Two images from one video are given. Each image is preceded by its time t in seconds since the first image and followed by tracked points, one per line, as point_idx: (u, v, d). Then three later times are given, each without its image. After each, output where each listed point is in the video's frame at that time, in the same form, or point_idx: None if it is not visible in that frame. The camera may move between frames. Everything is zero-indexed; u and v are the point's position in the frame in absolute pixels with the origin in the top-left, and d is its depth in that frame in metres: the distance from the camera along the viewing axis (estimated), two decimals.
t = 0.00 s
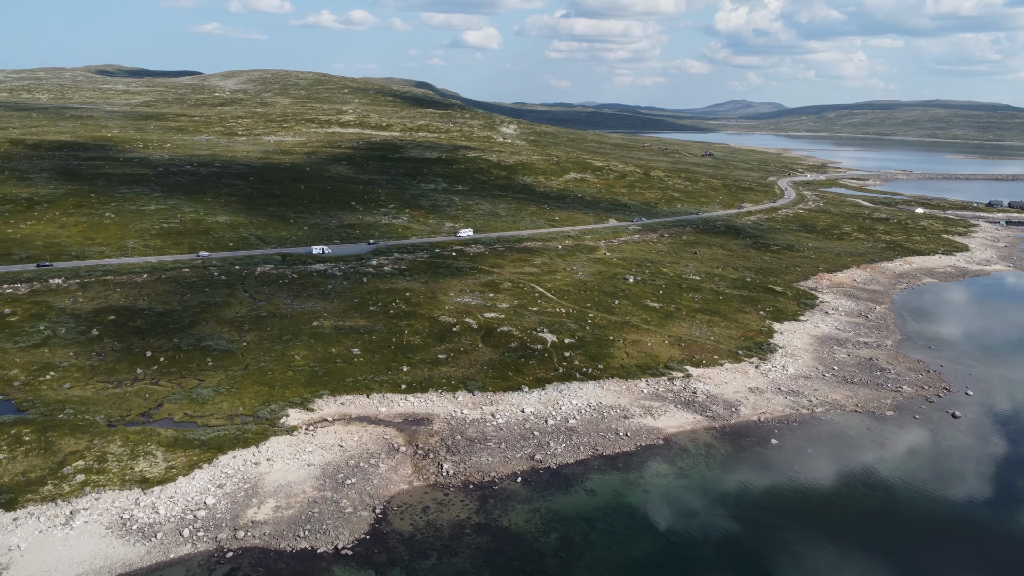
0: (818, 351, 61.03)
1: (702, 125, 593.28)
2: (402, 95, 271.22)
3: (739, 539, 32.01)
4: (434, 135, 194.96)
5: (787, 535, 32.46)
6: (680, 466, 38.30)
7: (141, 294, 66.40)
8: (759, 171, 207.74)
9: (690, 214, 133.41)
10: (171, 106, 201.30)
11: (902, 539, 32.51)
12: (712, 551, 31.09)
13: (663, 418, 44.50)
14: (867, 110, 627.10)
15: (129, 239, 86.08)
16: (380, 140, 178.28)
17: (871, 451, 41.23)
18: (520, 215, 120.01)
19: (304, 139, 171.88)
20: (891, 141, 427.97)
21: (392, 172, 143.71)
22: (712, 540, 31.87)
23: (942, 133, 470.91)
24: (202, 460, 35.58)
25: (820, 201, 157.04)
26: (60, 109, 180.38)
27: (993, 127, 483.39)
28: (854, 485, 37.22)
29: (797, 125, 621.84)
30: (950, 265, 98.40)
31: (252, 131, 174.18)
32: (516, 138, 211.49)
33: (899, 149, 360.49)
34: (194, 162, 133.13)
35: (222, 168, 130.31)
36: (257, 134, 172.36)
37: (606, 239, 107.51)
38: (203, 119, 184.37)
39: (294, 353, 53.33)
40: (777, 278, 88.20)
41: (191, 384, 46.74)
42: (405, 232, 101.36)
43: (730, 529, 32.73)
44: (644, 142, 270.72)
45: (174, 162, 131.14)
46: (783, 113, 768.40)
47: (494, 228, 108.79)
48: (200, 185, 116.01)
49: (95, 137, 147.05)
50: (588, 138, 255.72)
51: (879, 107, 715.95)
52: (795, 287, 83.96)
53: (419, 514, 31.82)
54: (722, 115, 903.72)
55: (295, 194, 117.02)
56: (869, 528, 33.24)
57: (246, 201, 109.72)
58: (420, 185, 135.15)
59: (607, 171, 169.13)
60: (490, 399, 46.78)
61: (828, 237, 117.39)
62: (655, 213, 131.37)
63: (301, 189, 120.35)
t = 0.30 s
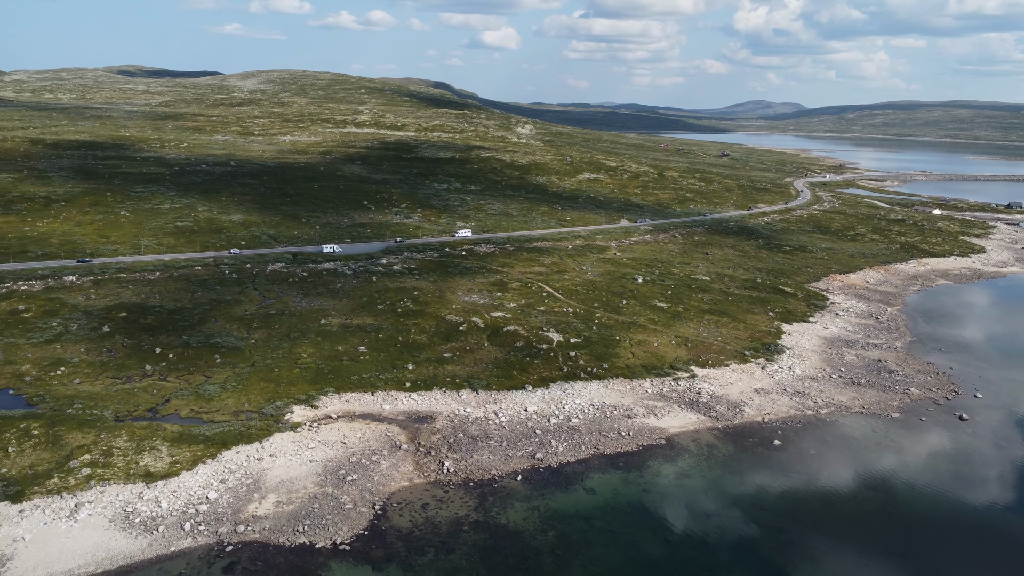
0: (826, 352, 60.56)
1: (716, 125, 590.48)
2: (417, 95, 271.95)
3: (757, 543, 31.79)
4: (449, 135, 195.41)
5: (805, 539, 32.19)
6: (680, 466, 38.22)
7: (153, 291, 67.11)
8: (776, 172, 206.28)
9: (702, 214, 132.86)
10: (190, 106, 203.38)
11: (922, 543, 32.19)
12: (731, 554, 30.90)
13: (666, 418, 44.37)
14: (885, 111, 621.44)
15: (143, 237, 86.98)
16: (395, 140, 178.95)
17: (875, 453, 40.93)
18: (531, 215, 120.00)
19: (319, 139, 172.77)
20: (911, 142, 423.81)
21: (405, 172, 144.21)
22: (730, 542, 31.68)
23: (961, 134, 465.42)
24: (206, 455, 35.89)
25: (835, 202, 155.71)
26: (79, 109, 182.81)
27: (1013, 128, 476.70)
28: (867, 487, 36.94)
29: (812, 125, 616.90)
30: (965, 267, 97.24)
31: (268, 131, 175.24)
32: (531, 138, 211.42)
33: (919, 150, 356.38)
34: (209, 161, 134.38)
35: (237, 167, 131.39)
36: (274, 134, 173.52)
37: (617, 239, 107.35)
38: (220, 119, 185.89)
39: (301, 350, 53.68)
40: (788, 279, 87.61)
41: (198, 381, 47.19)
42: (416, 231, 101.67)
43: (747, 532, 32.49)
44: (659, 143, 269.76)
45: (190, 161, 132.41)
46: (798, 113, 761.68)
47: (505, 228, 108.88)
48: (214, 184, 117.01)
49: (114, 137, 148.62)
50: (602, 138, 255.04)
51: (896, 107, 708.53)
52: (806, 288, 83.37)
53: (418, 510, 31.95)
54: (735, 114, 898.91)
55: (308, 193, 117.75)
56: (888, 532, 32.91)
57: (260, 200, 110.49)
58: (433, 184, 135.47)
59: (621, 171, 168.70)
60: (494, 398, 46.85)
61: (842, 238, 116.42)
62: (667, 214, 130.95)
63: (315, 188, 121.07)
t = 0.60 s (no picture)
0: (834, 354, 60.05)
1: (730, 125, 587.11)
2: (431, 95, 272.38)
3: (772, 546, 31.48)
4: (464, 135, 195.66)
5: (823, 543, 31.84)
6: (682, 466, 38.07)
7: (165, 289, 67.71)
8: (794, 172, 204.67)
9: (714, 215, 132.19)
10: (209, 106, 205.04)
11: (944, 548, 31.75)
12: (746, 557, 30.61)
13: (669, 418, 44.22)
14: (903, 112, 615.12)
15: (157, 236, 87.84)
16: (410, 140, 179.57)
17: (881, 455, 40.52)
18: (543, 215, 119.95)
19: (335, 138, 173.59)
20: (931, 144, 419.40)
21: (419, 171, 144.63)
22: (745, 545, 31.36)
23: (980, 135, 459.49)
24: (209, 451, 36.20)
25: (851, 203, 154.24)
26: (100, 109, 184.94)
27: None
28: (883, 490, 36.57)
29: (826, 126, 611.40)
30: (981, 270, 96.03)
31: (285, 131, 176.14)
32: (545, 138, 211.12)
33: (939, 151, 352.18)
34: (225, 160, 135.49)
35: (251, 166, 132.37)
36: (291, 134, 174.30)
37: (628, 239, 107.12)
38: (237, 119, 187.07)
39: (308, 348, 53.96)
40: (799, 280, 86.95)
41: (206, 377, 47.61)
42: (427, 231, 101.94)
43: (762, 535, 32.19)
44: (675, 143, 268.57)
45: (206, 160, 133.62)
46: (817, 114, 755.15)
47: (515, 228, 108.92)
48: (229, 183, 117.93)
49: (132, 136, 150.08)
50: (616, 137, 254.20)
51: (914, 107, 699.98)
52: (817, 290, 82.69)
53: (417, 507, 32.06)
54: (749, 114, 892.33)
55: (321, 192, 118.39)
56: (910, 537, 32.46)
57: (273, 199, 111.20)
58: (445, 184, 135.75)
59: (635, 172, 168.23)
60: (498, 397, 46.89)
61: (857, 239, 115.33)
62: (680, 214, 130.41)
63: (328, 188, 121.73)
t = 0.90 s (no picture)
0: (842, 355, 59.57)
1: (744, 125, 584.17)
2: (446, 95, 272.73)
3: (792, 549, 31.23)
4: (478, 135, 195.99)
5: (843, 546, 31.51)
6: (683, 466, 37.96)
7: (176, 287, 68.35)
8: (811, 173, 203.14)
9: (727, 216, 131.52)
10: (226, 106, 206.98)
11: (965, 552, 31.43)
12: (765, 559, 30.33)
13: (673, 418, 44.10)
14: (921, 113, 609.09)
15: (170, 234, 88.65)
16: (424, 140, 180.18)
17: (885, 458, 40.20)
18: (555, 215, 119.93)
19: (350, 138, 174.51)
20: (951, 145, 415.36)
21: (432, 171, 145.04)
22: (763, 548, 31.11)
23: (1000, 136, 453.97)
24: (213, 446, 36.53)
25: (867, 204, 152.77)
26: (119, 109, 187.02)
27: None
28: (899, 493, 36.23)
29: (842, 127, 605.92)
30: (997, 272, 94.90)
31: (301, 131, 177.14)
32: (559, 138, 210.92)
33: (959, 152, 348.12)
34: (240, 159, 136.56)
35: (266, 166, 133.34)
36: (307, 134, 175.39)
37: (639, 240, 106.88)
38: (255, 119, 188.42)
39: (315, 346, 54.28)
40: (810, 282, 86.34)
41: (213, 374, 48.04)
42: (439, 230, 102.24)
43: (782, 538, 31.91)
44: (692, 144, 267.12)
45: (221, 160, 134.77)
46: (832, 114, 749.56)
47: (526, 228, 108.98)
48: (243, 182, 118.89)
49: (150, 136, 151.61)
50: (631, 138, 253.31)
51: (932, 108, 691.42)
52: (829, 291, 82.05)
53: (417, 504, 32.20)
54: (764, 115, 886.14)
55: (335, 192, 119.05)
56: (929, 540, 32.15)
57: (287, 199, 111.85)
58: (458, 184, 136.01)
59: (648, 172, 167.73)
60: (501, 395, 46.96)
61: (871, 241, 114.28)
62: (693, 215, 129.89)
63: (341, 187, 122.39)
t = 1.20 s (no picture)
0: (851, 357, 59.03)
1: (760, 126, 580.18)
2: (462, 95, 273.25)
3: (811, 553, 30.96)
4: (494, 136, 196.21)
5: (863, 550, 31.22)
6: (685, 466, 37.83)
7: (189, 284, 69.06)
8: (829, 174, 201.33)
9: (741, 217, 130.81)
10: (245, 106, 209.06)
11: (969, 555, 31.09)
12: (781, 563, 30.06)
13: (677, 418, 43.95)
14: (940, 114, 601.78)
15: (185, 233, 89.55)
16: (439, 140, 180.70)
17: (890, 461, 39.78)
18: (567, 215, 119.85)
19: (366, 138, 175.50)
20: (972, 146, 409.71)
21: (446, 171, 145.44)
22: (769, 550, 30.91)
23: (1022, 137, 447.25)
24: (219, 442, 36.90)
25: (885, 206, 151.13)
26: (139, 109, 189.43)
27: None
28: (915, 496, 35.86)
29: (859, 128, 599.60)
30: (1015, 275, 93.56)
31: (317, 131, 178.35)
32: (574, 139, 210.68)
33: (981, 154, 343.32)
34: (256, 159, 137.67)
35: (282, 166, 134.32)
36: (323, 134, 176.57)
37: (651, 240, 106.50)
38: (272, 119, 190.00)
39: (323, 344, 54.64)
40: (823, 283, 85.58)
41: (222, 371, 48.47)
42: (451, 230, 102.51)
43: (801, 542, 31.62)
44: (710, 145, 265.63)
45: (238, 159, 135.91)
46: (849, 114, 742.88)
47: (538, 228, 108.97)
48: (259, 182, 120.00)
49: (168, 136, 153.25)
50: (647, 138, 252.35)
51: (953, 109, 681.66)
52: (841, 293, 81.29)
53: (417, 501, 32.33)
54: (781, 116, 878.89)
55: (349, 192, 119.71)
56: (950, 543, 31.81)
57: (301, 198, 112.59)
58: (472, 184, 136.26)
59: (663, 173, 167.06)
60: (506, 394, 47.03)
61: (887, 242, 113.03)
62: (706, 216, 129.28)
63: (355, 187, 123.06)
